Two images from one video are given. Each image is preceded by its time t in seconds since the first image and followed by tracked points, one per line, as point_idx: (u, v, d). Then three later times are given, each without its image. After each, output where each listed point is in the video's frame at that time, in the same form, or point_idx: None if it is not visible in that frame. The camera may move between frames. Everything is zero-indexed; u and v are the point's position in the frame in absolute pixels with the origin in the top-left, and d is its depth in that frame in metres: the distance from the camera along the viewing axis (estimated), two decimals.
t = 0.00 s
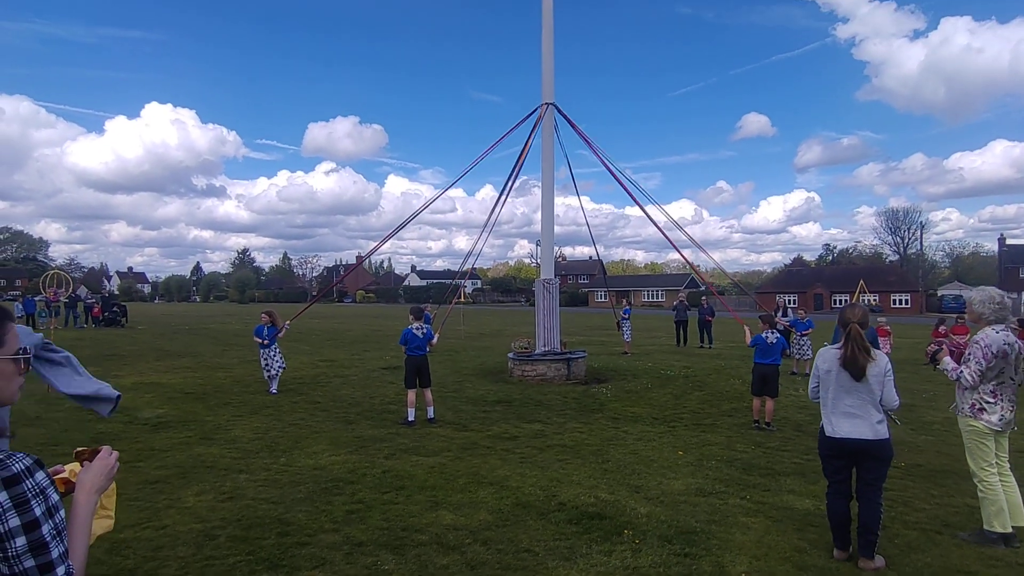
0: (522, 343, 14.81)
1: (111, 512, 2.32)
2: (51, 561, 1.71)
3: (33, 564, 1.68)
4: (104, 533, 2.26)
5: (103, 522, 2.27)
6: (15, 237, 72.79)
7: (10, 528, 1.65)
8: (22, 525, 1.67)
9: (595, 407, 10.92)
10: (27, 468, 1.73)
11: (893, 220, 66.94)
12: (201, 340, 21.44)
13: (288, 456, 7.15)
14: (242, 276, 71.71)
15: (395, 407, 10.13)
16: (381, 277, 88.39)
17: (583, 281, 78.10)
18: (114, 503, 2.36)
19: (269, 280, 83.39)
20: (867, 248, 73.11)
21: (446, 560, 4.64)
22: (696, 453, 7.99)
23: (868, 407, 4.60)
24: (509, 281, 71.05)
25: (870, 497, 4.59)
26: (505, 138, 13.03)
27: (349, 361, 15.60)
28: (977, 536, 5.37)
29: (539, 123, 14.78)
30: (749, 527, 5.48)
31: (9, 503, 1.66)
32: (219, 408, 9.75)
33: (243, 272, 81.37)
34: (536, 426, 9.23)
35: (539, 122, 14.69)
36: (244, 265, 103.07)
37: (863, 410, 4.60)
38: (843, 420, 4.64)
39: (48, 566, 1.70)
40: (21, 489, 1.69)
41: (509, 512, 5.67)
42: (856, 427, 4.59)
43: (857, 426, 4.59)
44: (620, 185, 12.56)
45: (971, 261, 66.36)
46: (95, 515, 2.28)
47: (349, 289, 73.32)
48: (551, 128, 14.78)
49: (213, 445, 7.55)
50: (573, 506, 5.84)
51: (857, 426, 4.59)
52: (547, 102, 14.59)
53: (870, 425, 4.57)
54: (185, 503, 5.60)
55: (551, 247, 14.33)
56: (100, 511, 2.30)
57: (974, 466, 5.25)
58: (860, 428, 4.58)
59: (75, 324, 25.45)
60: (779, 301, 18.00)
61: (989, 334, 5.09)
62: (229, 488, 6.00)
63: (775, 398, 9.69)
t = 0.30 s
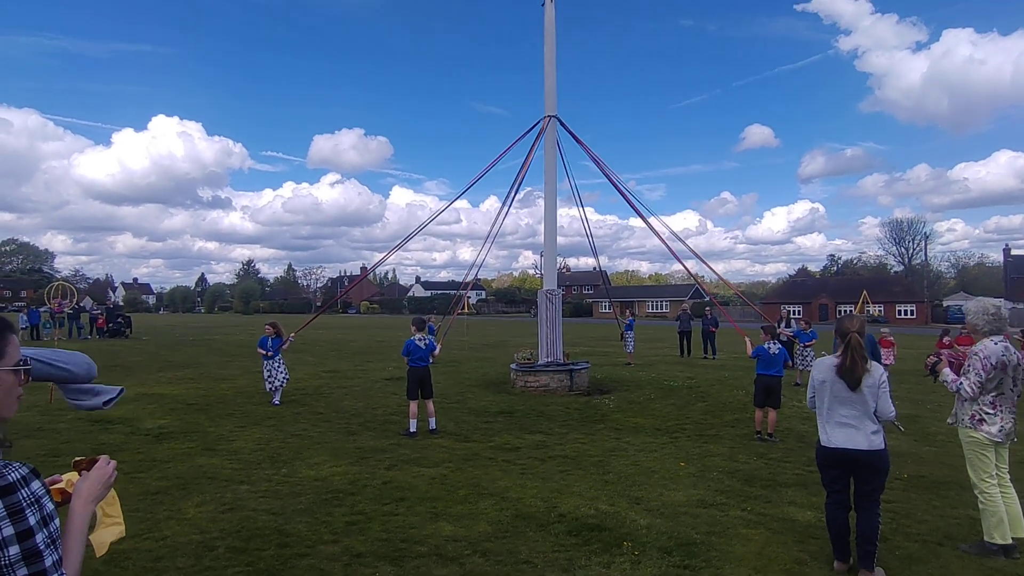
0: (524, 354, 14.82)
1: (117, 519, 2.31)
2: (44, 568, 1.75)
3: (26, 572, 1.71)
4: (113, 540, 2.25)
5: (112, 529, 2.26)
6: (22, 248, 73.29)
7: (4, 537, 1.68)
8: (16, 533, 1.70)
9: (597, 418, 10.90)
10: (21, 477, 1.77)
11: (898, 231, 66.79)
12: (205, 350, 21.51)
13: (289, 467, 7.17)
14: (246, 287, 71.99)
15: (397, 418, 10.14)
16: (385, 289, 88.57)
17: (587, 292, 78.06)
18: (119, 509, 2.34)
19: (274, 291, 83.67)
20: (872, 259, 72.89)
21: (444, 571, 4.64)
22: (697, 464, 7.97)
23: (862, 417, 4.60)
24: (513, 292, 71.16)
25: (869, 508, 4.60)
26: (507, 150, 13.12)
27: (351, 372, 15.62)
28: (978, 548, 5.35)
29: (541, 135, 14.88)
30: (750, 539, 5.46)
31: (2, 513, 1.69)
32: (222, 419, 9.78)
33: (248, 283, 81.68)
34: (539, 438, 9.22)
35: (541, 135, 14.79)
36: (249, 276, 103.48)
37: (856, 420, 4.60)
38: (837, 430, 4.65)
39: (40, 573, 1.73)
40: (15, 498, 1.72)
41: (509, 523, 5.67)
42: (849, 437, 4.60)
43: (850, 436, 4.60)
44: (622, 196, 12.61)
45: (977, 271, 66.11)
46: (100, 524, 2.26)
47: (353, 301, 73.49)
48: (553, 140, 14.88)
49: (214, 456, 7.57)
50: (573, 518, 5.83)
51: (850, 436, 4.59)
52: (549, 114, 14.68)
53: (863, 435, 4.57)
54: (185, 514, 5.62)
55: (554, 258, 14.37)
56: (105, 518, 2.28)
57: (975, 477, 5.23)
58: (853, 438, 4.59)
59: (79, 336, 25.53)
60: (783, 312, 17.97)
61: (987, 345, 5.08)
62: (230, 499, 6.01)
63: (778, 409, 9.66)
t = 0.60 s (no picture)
0: (524, 361, 14.82)
1: (105, 519, 2.34)
2: (25, 567, 1.78)
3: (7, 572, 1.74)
4: (100, 540, 2.29)
5: (99, 528, 2.29)
6: (28, 256, 73.68)
7: None
8: None
9: (595, 425, 10.90)
10: (7, 478, 1.81)
11: (901, 238, 66.62)
12: (206, 357, 21.55)
13: (286, 473, 7.20)
14: (250, 294, 72.16)
15: (396, 424, 10.16)
16: (388, 296, 88.71)
17: (590, 299, 78.02)
18: (106, 510, 2.38)
19: (277, 298, 83.87)
20: (876, 266, 72.73)
21: None
22: (695, 471, 7.97)
23: (846, 424, 4.61)
24: (516, 299, 71.18)
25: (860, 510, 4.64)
26: (507, 158, 13.18)
27: (352, 379, 15.65)
28: (972, 555, 5.35)
29: (542, 143, 14.95)
30: (744, 546, 5.46)
31: None
32: (221, 425, 9.82)
33: (251, 290, 81.90)
34: (537, 444, 9.23)
35: (542, 143, 14.87)
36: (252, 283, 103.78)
37: (841, 427, 4.62)
38: (822, 437, 4.68)
39: (22, 572, 1.77)
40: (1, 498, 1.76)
41: (503, 529, 5.69)
42: (834, 444, 4.62)
43: (835, 443, 4.62)
44: (622, 204, 12.64)
45: (981, 278, 65.87)
46: (88, 524, 2.30)
47: (356, 308, 73.59)
48: (554, 148, 14.94)
49: (212, 461, 7.61)
50: (568, 524, 5.84)
51: (835, 442, 4.62)
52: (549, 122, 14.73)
53: (848, 442, 4.59)
54: (182, 519, 5.65)
55: (554, 265, 14.40)
56: (92, 519, 2.31)
57: (968, 484, 5.23)
58: (837, 445, 4.61)
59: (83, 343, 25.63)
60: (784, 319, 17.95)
61: (978, 352, 5.10)
62: (226, 504, 6.04)
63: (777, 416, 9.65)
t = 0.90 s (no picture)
0: (528, 367, 14.85)
1: (95, 519, 2.40)
2: (14, 562, 1.85)
3: None
4: (89, 539, 2.35)
5: (88, 528, 2.35)
6: (39, 260, 74.39)
7: None
8: None
9: (598, 430, 10.91)
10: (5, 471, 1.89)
11: (910, 243, 66.22)
12: (213, 362, 21.70)
13: (288, 476, 7.27)
14: (258, 298, 72.54)
15: (398, 429, 10.21)
16: (395, 301, 88.94)
17: (597, 304, 77.91)
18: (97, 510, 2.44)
19: (285, 302, 84.25)
20: (885, 271, 72.30)
21: None
22: (695, 476, 7.97)
23: (838, 428, 4.63)
24: (523, 305, 71.20)
25: (858, 516, 4.64)
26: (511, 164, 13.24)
27: (356, 383, 15.72)
28: (970, 563, 5.33)
29: (546, 149, 15.02)
30: (740, 551, 5.47)
31: None
32: (225, 429, 9.91)
33: (259, 295, 82.30)
34: (538, 450, 9.26)
35: (546, 149, 14.93)
36: (260, 288, 104.32)
37: (832, 431, 4.63)
38: (814, 442, 4.69)
39: (9, 566, 1.84)
40: None
41: (501, 534, 5.72)
42: (826, 448, 4.64)
43: (827, 447, 4.63)
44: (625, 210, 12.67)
45: (991, 283, 65.37)
46: (78, 524, 2.36)
47: (363, 313, 73.78)
48: (558, 154, 15.00)
49: (214, 465, 7.69)
50: (565, 529, 5.87)
51: (827, 447, 4.63)
52: (553, 128, 14.79)
53: (840, 446, 4.60)
54: (183, 522, 5.72)
55: (558, 271, 14.44)
56: (83, 518, 2.38)
57: (964, 491, 5.21)
58: (830, 449, 4.62)
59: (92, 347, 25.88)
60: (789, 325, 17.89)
61: (974, 358, 5.11)
62: (227, 508, 6.11)
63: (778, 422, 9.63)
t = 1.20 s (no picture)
0: (532, 370, 14.88)
1: (93, 515, 2.45)
2: (11, 554, 1.91)
3: None
4: (88, 535, 2.41)
5: (87, 524, 2.41)
6: (50, 263, 75.05)
7: None
8: None
9: (600, 433, 10.93)
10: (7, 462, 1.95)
11: (919, 246, 65.85)
12: (220, 364, 21.86)
13: (290, 477, 7.33)
14: (265, 301, 72.92)
15: (401, 431, 10.27)
16: (402, 304, 89.17)
17: (603, 308, 77.82)
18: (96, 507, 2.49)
19: (292, 305, 84.63)
20: (893, 275, 71.93)
21: None
22: (696, 480, 7.98)
23: (838, 431, 4.64)
24: (529, 308, 71.25)
25: (857, 523, 4.61)
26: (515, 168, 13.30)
27: (361, 386, 15.79)
28: (969, 567, 5.32)
29: (550, 153, 15.08)
30: (739, 555, 5.48)
31: None
32: (230, 430, 10.00)
33: (266, 298, 82.70)
34: (540, 452, 9.29)
35: (550, 153, 14.99)
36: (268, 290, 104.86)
37: (832, 434, 4.65)
38: (814, 445, 4.71)
39: (7, 558, 1.90)
40: None
41: (500, 535, 5.75)
42: (826, 452, 4.65)
43: (827, 450, 4.65)
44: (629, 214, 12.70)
45: (1001, 287, 64.91)
46: (77, 519, 2.41)
47: (370, 316, 74.02)
48: (562, 157, 15.05)
49: (219, 466, 7.77)
50: (564, 531, 5.89)
51: (827, 450, 4.65)
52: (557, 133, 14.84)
53: (840, 449, 4.61)
54: (185, 521, 5.78)
55: (562, 274, 14.48)
56: (81, 514, 2.42)
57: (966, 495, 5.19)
58: (830, 452, 4.63)
59: (100, 349, 26.10)
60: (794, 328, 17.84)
61: (982, 359, 5.10)
62: (229, 508, 6.17)
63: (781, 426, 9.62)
